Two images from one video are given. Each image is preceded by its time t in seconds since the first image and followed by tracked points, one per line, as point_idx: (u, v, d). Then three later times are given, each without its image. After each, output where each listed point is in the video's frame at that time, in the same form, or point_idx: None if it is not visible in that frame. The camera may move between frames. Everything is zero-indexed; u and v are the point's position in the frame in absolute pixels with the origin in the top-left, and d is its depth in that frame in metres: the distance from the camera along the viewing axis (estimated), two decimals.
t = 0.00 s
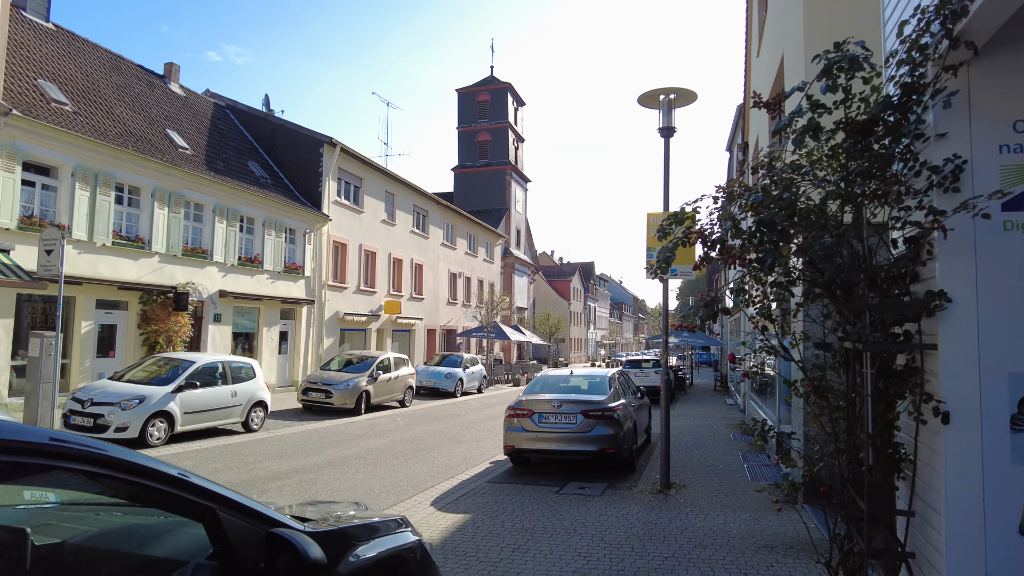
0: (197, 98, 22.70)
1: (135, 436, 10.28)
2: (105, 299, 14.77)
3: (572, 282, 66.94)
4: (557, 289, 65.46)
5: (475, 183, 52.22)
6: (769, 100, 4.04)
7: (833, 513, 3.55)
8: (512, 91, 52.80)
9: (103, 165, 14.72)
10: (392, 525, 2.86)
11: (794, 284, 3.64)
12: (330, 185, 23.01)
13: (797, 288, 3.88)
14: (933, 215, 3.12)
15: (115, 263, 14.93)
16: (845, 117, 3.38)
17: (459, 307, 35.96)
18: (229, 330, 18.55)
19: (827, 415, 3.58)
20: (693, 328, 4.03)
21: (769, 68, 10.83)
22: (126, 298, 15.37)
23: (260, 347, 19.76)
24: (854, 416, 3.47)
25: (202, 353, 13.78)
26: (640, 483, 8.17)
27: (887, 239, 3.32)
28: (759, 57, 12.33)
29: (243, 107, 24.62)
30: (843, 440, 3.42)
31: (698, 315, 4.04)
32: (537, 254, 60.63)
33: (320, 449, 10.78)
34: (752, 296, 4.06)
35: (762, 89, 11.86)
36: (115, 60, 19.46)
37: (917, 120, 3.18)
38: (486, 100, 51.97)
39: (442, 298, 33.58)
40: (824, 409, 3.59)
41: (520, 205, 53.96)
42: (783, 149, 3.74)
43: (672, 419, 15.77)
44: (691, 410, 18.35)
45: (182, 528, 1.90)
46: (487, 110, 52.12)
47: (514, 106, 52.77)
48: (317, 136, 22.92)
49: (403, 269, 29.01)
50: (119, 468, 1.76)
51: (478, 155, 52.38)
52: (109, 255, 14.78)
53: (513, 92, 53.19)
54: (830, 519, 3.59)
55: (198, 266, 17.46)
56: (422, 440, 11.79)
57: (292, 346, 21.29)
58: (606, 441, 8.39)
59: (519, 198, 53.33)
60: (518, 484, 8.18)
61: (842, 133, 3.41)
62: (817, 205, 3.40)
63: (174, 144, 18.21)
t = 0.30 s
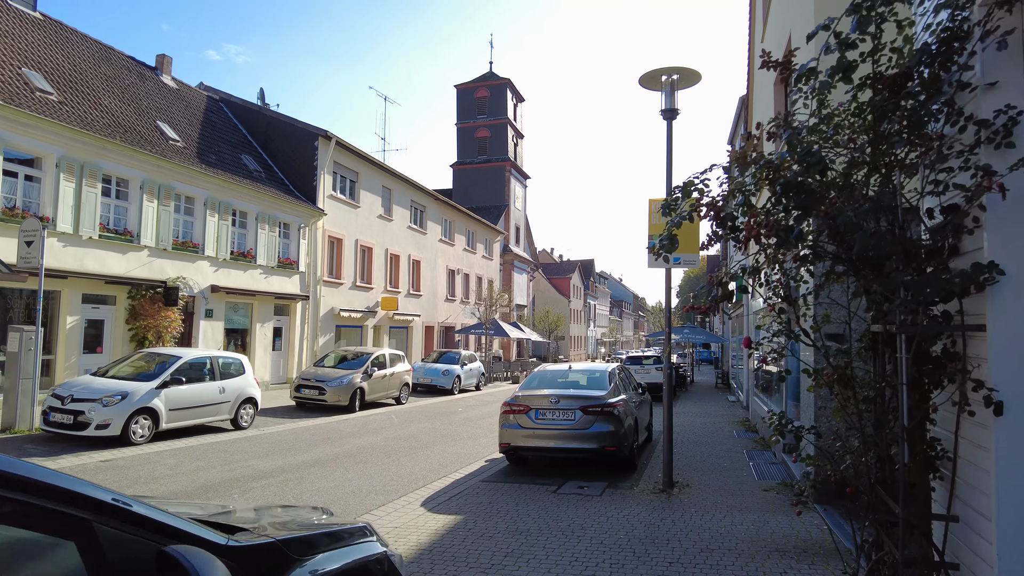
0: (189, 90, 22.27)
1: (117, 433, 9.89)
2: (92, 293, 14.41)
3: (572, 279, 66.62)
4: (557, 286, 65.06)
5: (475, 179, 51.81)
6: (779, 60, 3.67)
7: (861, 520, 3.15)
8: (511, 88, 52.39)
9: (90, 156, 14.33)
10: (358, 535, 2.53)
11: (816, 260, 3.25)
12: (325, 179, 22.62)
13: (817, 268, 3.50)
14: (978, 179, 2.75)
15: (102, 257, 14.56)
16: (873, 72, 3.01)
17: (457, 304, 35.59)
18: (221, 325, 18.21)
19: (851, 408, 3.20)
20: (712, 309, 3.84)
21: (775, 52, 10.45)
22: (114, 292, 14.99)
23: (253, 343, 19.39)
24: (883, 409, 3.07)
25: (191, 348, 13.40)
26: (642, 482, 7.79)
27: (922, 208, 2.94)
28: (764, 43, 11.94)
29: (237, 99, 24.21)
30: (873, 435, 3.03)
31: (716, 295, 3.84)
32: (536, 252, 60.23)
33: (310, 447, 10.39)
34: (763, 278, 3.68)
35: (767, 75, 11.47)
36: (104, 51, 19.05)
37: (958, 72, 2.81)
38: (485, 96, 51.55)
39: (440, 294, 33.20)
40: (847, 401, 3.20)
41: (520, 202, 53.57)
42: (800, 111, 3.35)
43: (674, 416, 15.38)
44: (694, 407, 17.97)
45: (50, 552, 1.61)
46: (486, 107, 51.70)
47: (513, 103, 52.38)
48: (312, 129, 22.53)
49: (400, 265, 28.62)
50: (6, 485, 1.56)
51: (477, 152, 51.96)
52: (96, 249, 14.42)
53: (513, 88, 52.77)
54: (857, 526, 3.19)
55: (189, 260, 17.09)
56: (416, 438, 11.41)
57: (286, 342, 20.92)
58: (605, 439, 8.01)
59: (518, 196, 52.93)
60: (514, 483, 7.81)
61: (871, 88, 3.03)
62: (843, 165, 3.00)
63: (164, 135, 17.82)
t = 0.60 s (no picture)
0: (179, 88, 21.88)
1: (96, 442, 9.50)
2: (76, 296, 14.02)
3: (571, 278, 66.26)
4: (556, 285, 64.72)
5: (473, 178, 51.42)
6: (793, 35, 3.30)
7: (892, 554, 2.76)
8: (508, 85, 51.98)
9: (73, 155, 13.95)
10: None
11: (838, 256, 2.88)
12: (319, 177, 22.24)
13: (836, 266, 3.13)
14: None
15: (86, 258, 14.18)
16: (905, 39, 2.66)
17: (454, 304, 35.21)
18: (212, 328, 17.83)
19: (878, 425, 2.82)
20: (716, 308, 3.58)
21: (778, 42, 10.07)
22: (99, 294, 14.59)
23: (245, 346, 19.02)
24: (916, 426, 2.69)
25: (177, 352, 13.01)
26: (642, 493, 7.40)
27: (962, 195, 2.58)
28: (766, 33, 11.54)
29: (229, 98, 23.82)
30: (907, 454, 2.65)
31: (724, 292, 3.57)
32: (535, 251, 59.80)
33: (297, 455, 10.00)
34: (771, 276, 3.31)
35: (770, 67, 11.11)
36: (92, 48, 18.65)
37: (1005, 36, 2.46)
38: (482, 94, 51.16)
39: (437, 294, 32.81)
40: (870, 416, 2.82)
41: (518, 201, 53.17)
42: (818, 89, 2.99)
43: (674, 418, 15.00)
44: (694, 409, 17.60)
45: None
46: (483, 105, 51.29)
47: (510, 101, 51.98)
48: (305, 127, 22.16)
49: (396, 265, 28.24)
50: None
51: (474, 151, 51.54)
52: (81, 250, 14.04)
53: (510, 86, 52.37)
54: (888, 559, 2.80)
55: (178, 261, 16.72)
56: (408, 444, 11.03)
57: (279, 345, 20.54)
58: (603, 447, 7.63)
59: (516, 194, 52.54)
60: (507, 494, 7.44)
61: (902, 58, 2.68)
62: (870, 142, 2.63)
63: (152, 134, 17.44)
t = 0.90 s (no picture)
0: (171, 84, 21.51)
1: (75, 445, 9.12)
2: (61, 295, 13.66)
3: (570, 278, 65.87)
4: (556, 285, 64.38)
5: (471, 177, 51.05)
6: None
7: None
8: (507, 84, 51.59)
9: (58, 149, 13.58)
10: None
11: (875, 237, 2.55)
12: (314, 175, 21.87)
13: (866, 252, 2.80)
14: None
15: (72, 256, 13.81)
16: None
17: (452, 304, 34.83)
18: (203, 327, 17.45)
19: (919, 429, 2.47)
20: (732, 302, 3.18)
21: (783, 28, 9.69)
22: (86, 293, 14.23)
23: (238, 346, 18.65)
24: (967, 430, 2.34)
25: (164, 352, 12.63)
26: (645, 498, 7.03)
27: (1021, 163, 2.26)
28: (771, 21, 11.18)
29: (223, 94, 23.45)
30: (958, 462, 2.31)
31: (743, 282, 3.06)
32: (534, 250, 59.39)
33: (285, 458, 9.63)
34: (795, 265, 2.86)
35: (774, 55, 10.73)
36: (80, 42, 18.24)
37: None
38: (480, 93, 50.78)
39: (435, 294, 32.43)
40: (912, 418, 2.47)
41: (517, 200, 52.78)
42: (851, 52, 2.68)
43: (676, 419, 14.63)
44: (696, 409, 17.22)
45: None
46: (482, 103, 50.90)
47: (509, 99, 51.60)
48: (300, 123, 21.81)
49: (393, 264, 27.86)
50: None
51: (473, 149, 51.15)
52: (66, 248, 13.67)
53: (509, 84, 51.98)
54: None
55: (168, 259, 16.34)
56: (401, 447, 10.66)
57: (273, 344, 20.16)
58: (604, 450, 7.26)
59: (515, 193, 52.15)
60: (502, 500, 7.07)
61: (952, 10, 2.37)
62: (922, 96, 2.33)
63: (142, 129, 17.06)
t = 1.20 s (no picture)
0: (159, 79, 21.06)
1: (47, 451, 8.72)
2: (40, 294, 13.24)
3: (566, 278, 65.58)
4: (552, 285, 64.08)
5: (467, 176, 50.64)
6: None
7: None
8: (503, 83, 51.21)
9: (38, 143, 13.16)
10: None
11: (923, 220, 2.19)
12: (305, 172, 21.45)
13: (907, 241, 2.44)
14: None
15: (52, 254, 13.40)
16: None
17: (447, 304, 34.46)
18: (190, 328, 17.04)
19: (972, 447, 2.11)
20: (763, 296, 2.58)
21: (784, 18, 9.34)
22: (66, 292, 13.83)
23: (226, 346, 18.24)
24: None
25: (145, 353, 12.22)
26: (642, 508, 6.67)
27: None
28: (771, 14, 10.85)
29: (213, 90, 23.00)
30: None
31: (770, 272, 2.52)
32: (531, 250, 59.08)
33: (268, 464, 9.24)
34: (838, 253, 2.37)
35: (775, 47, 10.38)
36: (63, 35, 17.79)
37: None
38: (476, 92, 50.39)
39: (429, 294, 32.06)
40: (957, 435, 2.12)
41: (513, 200, 52.43)
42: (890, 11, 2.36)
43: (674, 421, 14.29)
44: (694, 411, 16.87)
45: None
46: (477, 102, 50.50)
47: (505, 98, 51.21)
48: (291, 119, 21.39)
49: (387, 263, 27.48)
50: None
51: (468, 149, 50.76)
52: (45, 245, 13.26)
53: (505, 83, 51.60)
54: None
55: (153, 257, 15.91)
56: (390, 452, 10.28)
57: (262, 345, 19.75)
58: (600, 457, 6.89)
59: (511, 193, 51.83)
60: (493, 510, 6.70)
61: None
62: (998, 47, 1.99)
63: (126, 124, 16.62)
